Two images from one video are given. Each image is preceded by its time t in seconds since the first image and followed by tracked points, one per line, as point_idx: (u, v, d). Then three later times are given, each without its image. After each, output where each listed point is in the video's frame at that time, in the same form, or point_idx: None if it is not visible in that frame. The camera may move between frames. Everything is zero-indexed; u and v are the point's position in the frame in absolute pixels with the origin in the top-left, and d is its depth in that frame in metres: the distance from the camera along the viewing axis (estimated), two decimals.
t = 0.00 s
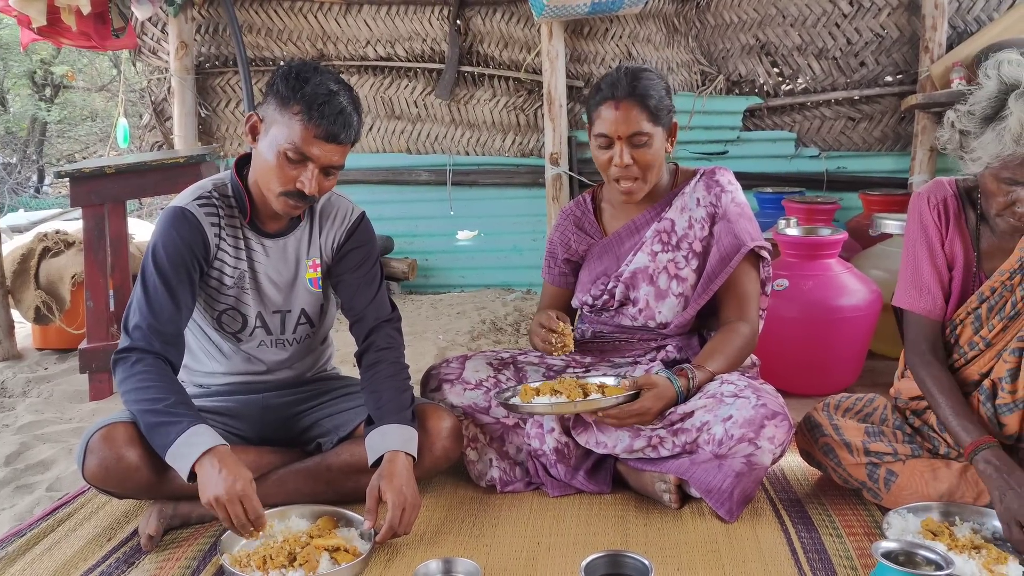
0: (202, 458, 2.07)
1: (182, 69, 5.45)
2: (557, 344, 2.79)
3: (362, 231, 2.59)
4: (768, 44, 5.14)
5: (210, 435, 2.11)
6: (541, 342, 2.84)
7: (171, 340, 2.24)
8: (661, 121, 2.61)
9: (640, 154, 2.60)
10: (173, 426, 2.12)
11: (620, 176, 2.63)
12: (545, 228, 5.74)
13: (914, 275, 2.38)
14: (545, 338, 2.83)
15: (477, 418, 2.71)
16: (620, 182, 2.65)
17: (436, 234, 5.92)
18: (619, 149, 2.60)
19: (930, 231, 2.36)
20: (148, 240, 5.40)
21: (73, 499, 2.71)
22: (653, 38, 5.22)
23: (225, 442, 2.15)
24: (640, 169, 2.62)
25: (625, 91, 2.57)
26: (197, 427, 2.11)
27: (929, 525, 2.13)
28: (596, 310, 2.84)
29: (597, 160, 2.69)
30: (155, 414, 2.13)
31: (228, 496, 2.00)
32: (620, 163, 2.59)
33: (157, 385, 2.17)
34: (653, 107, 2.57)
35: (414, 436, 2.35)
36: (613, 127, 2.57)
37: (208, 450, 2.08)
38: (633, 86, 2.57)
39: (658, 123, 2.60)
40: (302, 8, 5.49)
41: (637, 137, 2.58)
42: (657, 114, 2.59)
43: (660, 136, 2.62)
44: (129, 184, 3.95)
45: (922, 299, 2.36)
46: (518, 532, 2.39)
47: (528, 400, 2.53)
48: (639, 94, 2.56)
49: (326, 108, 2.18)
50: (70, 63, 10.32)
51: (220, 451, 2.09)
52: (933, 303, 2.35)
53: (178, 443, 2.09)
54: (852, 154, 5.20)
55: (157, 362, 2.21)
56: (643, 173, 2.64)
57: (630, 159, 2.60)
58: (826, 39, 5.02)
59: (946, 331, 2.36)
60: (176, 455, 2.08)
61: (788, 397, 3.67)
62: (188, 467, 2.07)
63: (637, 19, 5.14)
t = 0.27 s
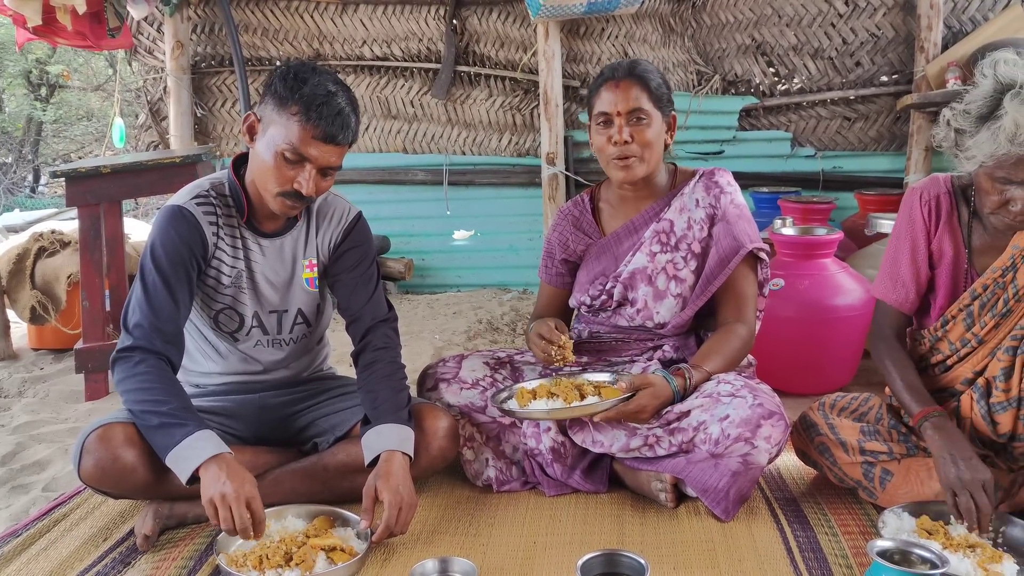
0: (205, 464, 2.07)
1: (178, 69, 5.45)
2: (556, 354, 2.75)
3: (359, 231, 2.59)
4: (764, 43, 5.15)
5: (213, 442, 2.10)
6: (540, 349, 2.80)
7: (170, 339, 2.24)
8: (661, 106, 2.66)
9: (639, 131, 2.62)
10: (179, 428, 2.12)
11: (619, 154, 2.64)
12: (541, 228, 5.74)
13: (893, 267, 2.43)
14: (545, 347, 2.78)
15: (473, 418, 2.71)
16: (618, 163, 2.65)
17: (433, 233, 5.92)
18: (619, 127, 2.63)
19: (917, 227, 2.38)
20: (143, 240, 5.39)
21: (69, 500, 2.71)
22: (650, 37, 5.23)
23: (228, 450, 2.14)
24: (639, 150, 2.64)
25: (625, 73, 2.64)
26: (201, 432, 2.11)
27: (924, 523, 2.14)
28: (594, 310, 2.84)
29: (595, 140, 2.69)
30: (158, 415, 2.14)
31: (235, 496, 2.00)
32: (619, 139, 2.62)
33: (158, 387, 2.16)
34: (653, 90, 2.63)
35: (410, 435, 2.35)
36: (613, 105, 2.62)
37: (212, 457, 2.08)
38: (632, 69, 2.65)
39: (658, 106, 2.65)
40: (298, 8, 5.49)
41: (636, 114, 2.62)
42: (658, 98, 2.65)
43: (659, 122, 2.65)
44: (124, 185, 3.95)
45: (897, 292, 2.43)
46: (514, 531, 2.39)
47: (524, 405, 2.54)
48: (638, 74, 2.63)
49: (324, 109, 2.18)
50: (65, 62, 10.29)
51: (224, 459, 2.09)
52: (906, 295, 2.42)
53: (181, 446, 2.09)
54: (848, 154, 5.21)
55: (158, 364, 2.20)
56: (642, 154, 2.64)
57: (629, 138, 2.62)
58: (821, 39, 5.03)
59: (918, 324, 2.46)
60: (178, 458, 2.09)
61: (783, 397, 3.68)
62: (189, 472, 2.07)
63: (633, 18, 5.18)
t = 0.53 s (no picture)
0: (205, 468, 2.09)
1: (175, 69, 5.44)
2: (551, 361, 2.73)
3: (356, 232, 2.59)
4: (760, 44, 5.15)
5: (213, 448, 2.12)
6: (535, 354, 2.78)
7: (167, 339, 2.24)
8: (660, 105, 2.66)
9: (638, 128, 2.62)
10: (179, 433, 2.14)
11: (616, 150, 2.64)
12: (538, 228, 5.75)
13: (889, 265, 2.44)
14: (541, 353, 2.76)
15: (470, 418, 2.71)
16: (614, 158, 2.65)
17: (429, 234, 5.92)
18: (618, 122, 2.63)
19: (910, 225, 2.39)
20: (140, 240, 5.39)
21: (65, 501, 2.70)
22: (646, 38, 5.23)
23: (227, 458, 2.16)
24: (637, 146, 2.64)
25: (625, 70, 2.64)
26: (201, 437, 2.13)
27: (920, 523, 2.14)
28: (589, 309, 2.84)
29: (593, 135, 2.69)
30: (162, 420, 2.15)
31: (238, 503, 2.01)
32: (617, 134, 2.62)
33: (154, 394, 2.15)
34: (653, 89, 2.64)
35: (406, 435, 2.35)
36: (613, 100, 2.62)
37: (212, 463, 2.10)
38: (633, 66, 2.65)
39: (659, 105, 2.66)
40: (294, 8, 5.49)
41: (636, 111, 2.62)
42: (658, 97, 2.65)
43: (657, 120, 2.66)
44: (121, 185, 3.95)
45: (892, 289, 2.44)
46: (510, 531, 2.39)
47: (521, 407, 2.52)
48: (639, 72, 2.63)
49: (322, 110, 2.18)
50: (61, 62, 10.27)
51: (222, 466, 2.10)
52: (902, 293, 2.43)
53: (182, 449, 2.11)
54: (844, 154, 5.22)
55: (160, 367, 2.19)
56: (639, 150, 2.64)
57: (627, 133, 2.62)
58: (817, 39, 5.04)
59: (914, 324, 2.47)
60: (178, 461, 2.10)
61: (780, 396, 3.69)
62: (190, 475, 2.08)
63: (629, 19, 5.17)
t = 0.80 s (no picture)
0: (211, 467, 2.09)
1: (169, 69, 5.43)
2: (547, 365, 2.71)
3: (351, 231, 2.59)
4: (756, 43, 5.16)
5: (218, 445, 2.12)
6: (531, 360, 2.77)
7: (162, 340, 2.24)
8: (655, 106, 2.66)
9: (633, 127, 2.62)
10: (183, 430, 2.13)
11: (609, 148, 2.64)
12: (534, 227, 5.75)
13: (891, 266, 2.44)
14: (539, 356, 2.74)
15: (465, 418, 2.71)
16: (606, 156, 2.65)
17: (425, 233, 5.92)
18: (613, 121, 2.63)
19: (909, 224, 2.40)
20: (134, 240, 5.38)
21: (59, 501, 2.70)
22: (642, 37, 5.22)
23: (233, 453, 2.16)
24: (632, 145, 2.63)
25: (620, 70, 2.64)
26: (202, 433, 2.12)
27: (915, 522, 2.14)
28: (585, 307, 2.84)
29: (588, 134, 2.70)
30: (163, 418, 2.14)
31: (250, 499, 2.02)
32: (611, 133, 2.61)
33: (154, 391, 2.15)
34: (648, 88, 2.64)
35: (402, 435, 2.35)
36: (608, 100, 2.62)
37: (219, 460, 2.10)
38: (628, 65, 2.65)
39: (652, 105, 2.65)
40: (289, 8, 5.48)
41: (630, 109, 2.62)
42: (653, 97, 2.66)
43: (652, 119, 2.66)
44: (115, 185, 3.95)
45: (891, 288, 2.44)
46: (506, 531, 2.39)
47: (517, 409, 2.53)
48: (634, 72, 2.64)
49: (318, 110, 2.18)
50: (56, 62, 10.24)
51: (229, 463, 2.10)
52: (905, 293, 2.42)
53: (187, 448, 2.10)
54: (839, 153, 5.23)
55: (156, 365, 2.19)
56: (633, 149, 2.64)
57: (622, 132, 2.62)
58: (813, 38, 5.04)
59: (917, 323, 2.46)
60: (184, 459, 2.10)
61: (775, 395, 3.69)
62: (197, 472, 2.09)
63: (625, 18, 5.16)
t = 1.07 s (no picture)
0: (184, 455, 2.07)
1: (164, 67, 5.42)
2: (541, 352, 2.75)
3: (346, 230, 2.58)
4: (751, 42, 5.16)
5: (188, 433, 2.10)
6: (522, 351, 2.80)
7: (153, 340, 2.24)
8: (649, 101, 2.67)
9: (625, 122, 2.62)
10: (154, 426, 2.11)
11: (602, 143, 2.64)
12: (530, 226, 5.75)
13: (880, 261, 2.45)
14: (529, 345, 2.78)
15: (461, 416, 2.71)
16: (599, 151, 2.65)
17: (421, 232, 5.91)
18: (605, 115, 2.63)
19: (902, 220, 2.41)
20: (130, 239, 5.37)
21: (54, 500, 2.69)
22: (637, 36, 5.22)
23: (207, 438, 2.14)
24: (625, 141, 2.63)
25: (614, 66, 2.65)
26: (175, 426, 2.10)
27: (911, 520, 2.14)
28: (579, 304, 2.84)
29: (581, 129, 2.69)
30: (138, 415, 2.12)
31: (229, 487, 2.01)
32: (604, 128, 2.62)
33: (139, 383, 2.16)
34: (642, 84, 2.64)
35: (397, 434, 2.34)
36: (601, 95, 2.62)
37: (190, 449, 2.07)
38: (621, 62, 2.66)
39: (645, 100, 2.65)
40: (285, 6, 5.47)
41: (623, 104, 2.62)
42: (646, 94, 2.66)
43: (645, 114, 2.66)
44: (111, 184, 3.94)
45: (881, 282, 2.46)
46: (501, 529, 2.39)
47: (512, 408, 2.53)
48: (628, 69, 2.65)
49: (312, 109, 2.17)
50: (51, 61, 10.22)
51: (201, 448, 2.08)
52: (893, 287, 2.44)
53: (159, 444, 2.09)
54: (835, 152, 5.23)
55: (138, 362, 2.20)
56: (624, 145, 2.64)
57: (615, 126, 2.62)
58: (808, 37, 5.05)
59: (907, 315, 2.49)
60: (158, 455, 2.08)
61: (771, 393, 3.70)
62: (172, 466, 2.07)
63: (621, 17, 5.16)
